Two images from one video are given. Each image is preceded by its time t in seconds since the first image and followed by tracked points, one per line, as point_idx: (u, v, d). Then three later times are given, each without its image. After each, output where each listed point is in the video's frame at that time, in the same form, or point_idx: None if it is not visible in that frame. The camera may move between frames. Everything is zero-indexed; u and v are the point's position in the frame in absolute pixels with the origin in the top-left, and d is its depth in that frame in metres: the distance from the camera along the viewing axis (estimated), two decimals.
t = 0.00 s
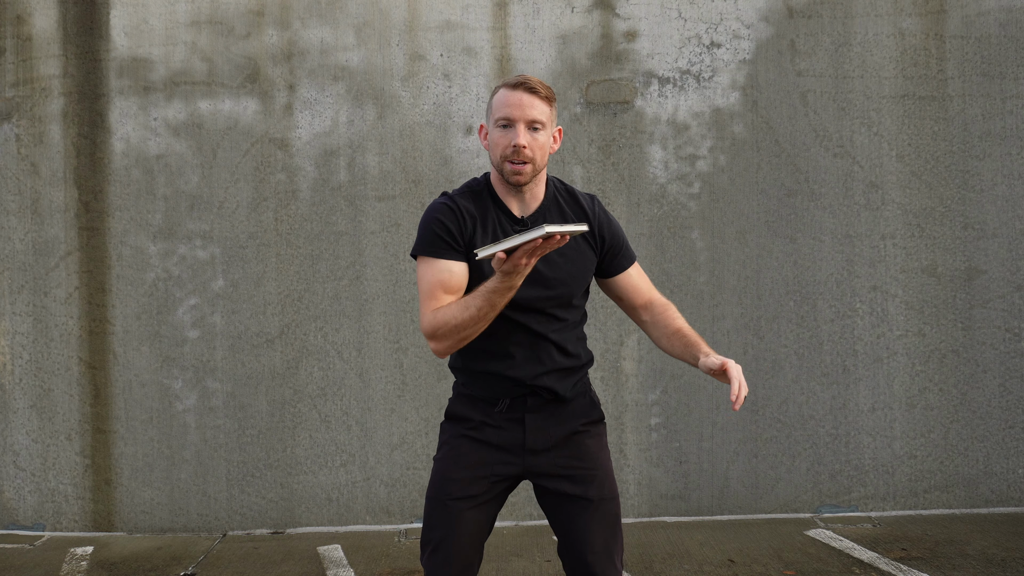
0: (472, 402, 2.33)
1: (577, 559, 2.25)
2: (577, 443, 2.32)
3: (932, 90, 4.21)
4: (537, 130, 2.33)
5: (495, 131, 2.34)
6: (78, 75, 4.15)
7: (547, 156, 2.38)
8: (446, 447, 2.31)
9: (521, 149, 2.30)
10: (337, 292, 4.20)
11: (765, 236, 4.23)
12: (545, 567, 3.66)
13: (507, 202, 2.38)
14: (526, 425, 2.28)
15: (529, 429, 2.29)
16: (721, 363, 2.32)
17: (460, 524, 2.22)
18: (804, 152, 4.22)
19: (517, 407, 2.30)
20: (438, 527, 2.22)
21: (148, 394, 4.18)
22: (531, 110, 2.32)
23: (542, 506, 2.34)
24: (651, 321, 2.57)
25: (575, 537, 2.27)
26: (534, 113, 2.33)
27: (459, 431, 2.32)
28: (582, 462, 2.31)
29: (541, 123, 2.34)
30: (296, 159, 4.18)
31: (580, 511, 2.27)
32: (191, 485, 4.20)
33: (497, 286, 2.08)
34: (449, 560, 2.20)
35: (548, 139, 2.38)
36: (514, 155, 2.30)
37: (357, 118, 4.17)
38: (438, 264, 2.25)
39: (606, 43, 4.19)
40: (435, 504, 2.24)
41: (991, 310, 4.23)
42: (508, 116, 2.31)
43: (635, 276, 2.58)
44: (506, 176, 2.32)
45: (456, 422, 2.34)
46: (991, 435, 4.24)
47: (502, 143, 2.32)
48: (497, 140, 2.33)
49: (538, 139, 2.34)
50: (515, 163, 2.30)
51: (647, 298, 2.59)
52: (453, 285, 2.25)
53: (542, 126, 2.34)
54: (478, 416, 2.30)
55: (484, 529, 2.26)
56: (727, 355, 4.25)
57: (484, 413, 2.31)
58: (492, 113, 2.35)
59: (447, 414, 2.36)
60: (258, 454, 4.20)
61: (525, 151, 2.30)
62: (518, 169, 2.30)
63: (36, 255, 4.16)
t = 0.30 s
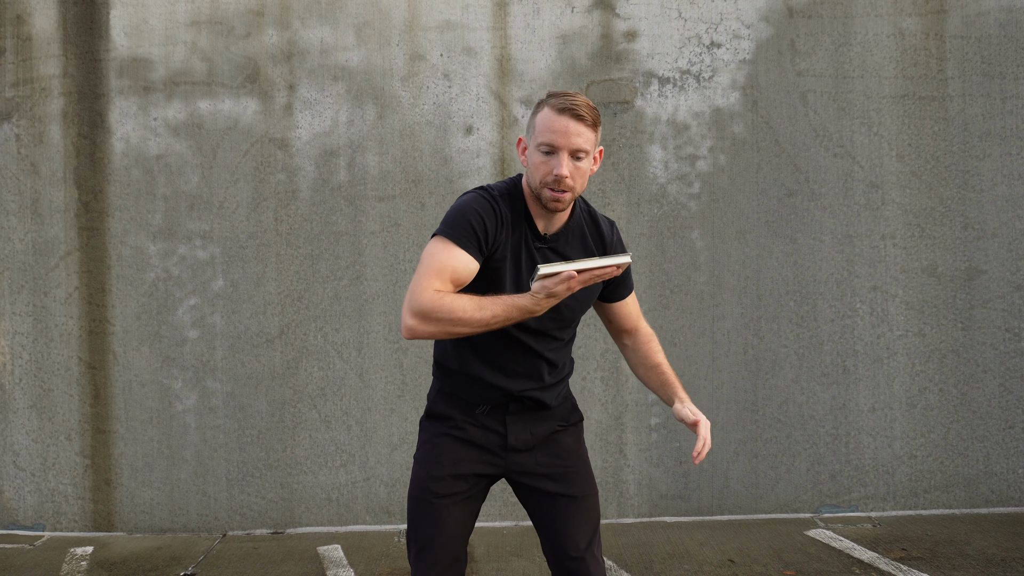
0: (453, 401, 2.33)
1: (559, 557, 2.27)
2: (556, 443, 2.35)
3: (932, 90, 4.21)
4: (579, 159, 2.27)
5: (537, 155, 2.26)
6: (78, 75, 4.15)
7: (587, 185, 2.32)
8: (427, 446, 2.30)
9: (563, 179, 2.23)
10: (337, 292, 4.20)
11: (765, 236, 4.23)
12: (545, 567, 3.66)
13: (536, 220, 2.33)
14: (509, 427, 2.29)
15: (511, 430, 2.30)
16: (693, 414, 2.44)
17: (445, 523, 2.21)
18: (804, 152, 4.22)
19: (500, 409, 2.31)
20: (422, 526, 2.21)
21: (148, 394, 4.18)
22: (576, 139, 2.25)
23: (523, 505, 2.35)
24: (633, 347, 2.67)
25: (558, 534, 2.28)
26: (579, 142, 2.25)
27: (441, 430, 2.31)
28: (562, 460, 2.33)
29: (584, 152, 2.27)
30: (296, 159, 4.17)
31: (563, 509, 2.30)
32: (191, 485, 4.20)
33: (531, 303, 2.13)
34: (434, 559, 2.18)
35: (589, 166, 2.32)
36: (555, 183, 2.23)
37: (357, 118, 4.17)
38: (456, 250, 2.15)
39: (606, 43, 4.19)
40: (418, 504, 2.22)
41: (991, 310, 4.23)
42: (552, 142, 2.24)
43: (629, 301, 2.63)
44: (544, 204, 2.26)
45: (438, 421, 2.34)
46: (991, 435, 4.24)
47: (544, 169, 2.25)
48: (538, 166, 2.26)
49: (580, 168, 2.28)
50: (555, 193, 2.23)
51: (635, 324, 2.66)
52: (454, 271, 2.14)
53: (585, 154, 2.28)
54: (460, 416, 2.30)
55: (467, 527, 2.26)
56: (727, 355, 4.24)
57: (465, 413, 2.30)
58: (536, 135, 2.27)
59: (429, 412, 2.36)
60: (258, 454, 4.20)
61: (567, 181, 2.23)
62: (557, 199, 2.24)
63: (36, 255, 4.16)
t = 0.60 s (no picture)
0: (445, 401, 2.31)
1: (549, 558, 2.29)
2: (545, 444, 2.35)
3: (932, 90, 4.21)
4: (636, 210, 2.16)
5: (595, 195, 2.15)
6: (78, 75, 4.15)
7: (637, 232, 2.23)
8: (419, 446, 2.29)
9: (617, 227, 2.13)
10: (337, 292, 4.20)
11: (765, 236, 4.23)
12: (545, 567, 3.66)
13: (578, 252, 2.25)
14: (498, 429, 2.28)
15: (501, 432, 2.28)
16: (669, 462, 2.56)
17: (437, 524, 2.22)
18: (804, 152, 4.22)
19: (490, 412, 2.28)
20: (415, 527, 2.22)
21: (148, 394, 4.18)
22: (639, 189, 2.13)
23: (512, 505, 2.37)
24: (617, 376, 2.68)
25: (547, 535, 2.30)
26: (643, 193, 2.13)
27: (432, 431, 2.30)
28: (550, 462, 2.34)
29: (643, 203, 2.16)
30: (296, 159, 4.18)
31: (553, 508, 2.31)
32: (191, 485, 4.20)
33: (578, 343, 2.09)
34: (428, 560, 2.20)
35: (644, 216, 2.21)
36: (608, 228, 2.13)
37: (357, 118, 4.17)
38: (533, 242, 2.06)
39: (606, 43, 4.19)
40: (412, 505, 2.24)
41: (991, 310, 4.23)
42: (614, 186, 2.12)
43: (625, 337, 2.59)
44: (592, 245, 2.17)
45: (428, 420, 2.33)
46: (991, 435, 4.24)
47: (599, 211, 2.14)
48: (594, 205, 2.15)
49: (634, 217, 2.18)
50: (606, 238, 2.14)
51: (625, 355, 2.65)
52: (525, 262, 2.00)
53: (644, 206, 2.16)
54: (453, 417, 2.29)
55: (459, 527, 2.27)
56: (727, 355, 4.24)
57: (457, 415, 2.29)
58: (598, 174, 2.15)
59: (420, 411, 2.35)
60: (258, 454, 4.20)
61: (620, 230, 2.13)
62: (606, 245, 2.15)
63: (36, 255, 4.16)
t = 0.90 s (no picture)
0: (440, 402, 2.30)
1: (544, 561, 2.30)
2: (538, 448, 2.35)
3: (932, 90, 4.21)
4: (685, 249, 2.07)
5: (650, 225, 2.06)
6: (78, 75, 4.15)
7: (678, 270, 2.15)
8: (413, 448, 2.29)
9: (664, 261, 2.04)
10: (337, 292, 4.20)
11: (765, 235, 4.23)
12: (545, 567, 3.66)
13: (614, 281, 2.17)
14: (490, 432, 2.27)
15: (494, 435, 2.27)
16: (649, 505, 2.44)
17: (431, 526, 2.23)
18: (804, 152, 4.22)
19: (483, 415, 2.27)
20: (409, 529, 2.23)
21: (148, 394, 4.18)
22: (693, 229, 2.05)
23: (507, 507, 2.37)
24: (609, 422, 2.66)
25: (542, 538, 2.31)
26: (696, 235, 2.06)
27: (426, 432, 2.30)
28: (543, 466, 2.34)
29: (693, 244, 2.08)
30: (296, 159, 4.17)
31: (545, 511, 2.31)
32: (191, 485, 4.20)
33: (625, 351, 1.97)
34: (423, 561, 2.21)
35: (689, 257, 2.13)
36: (656, 260, 2.04)
37: (357, 118, 4.17)
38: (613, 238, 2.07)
39: (606, 43, 4.19)
40: (406, 507, 2.24)
41: (991, 310, 4.23)
42: (671, 221, 2.03)
43: (625, 382, 2.60)
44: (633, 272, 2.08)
45: (422, 421, 2.33)
46: (991, 435, 4.24)
47: (649, 240, 2.05)
48: (645, 233, 2.06)
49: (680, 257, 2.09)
50: (650, 268, 2.06)
51: (621, 402, 2.65)
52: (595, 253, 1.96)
53: (693, 247, 2.09)
54: (447, 419, 2.28)
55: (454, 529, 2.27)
56: (727, 354, 4.24)
57: (450, 417, 2.28)
58: (658, 205, 2.06)
59: (414, 411, 2.34)
60: (258, 454, 4.20)
61: (666, 265, 2.04)
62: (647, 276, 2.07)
63: (36, 255, 4.16)
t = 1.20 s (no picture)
0: (432, 401, 2.28)
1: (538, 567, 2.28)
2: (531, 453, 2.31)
3: (932, 90, 4.21)
4: (702, 258, 2.05)
5: (670, 230, 2.07)
6: (78, 75, 4.15)
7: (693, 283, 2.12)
8: (405, 448, 2.29)
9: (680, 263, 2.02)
10: (337, 292, 4.20)
11: (765, 235, 4.23)
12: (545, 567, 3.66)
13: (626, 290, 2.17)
14: (480, 433, 2.24)
15: (484, 437, 2.24)
16: (619, 530, 2.20)
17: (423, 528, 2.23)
18: (804, 152, 4.22)
19: (474, 416, 2.24)
20: (401, 530, 2.24)
21: (148, 394, 4.18)
22: (712, 237, 2.04)
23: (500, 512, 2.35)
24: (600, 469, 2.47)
25: (535, 544, 2.29)
26: (714, 245, 2.04)
27: (418, 432, 2.29)
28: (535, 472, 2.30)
29: (711, 254, 2.05)
30: (296, 159, 4.18)
31: (539, 515, 2.29)
32: (191, 485, 4.20)
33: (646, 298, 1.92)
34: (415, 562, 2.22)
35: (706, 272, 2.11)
36: (673, 261, 2.04)
37: (357, 118, 4.17)
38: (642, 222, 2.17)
39: (606, 43, 4.19)
40: (398, 508, 2.24)
41: (991, 310, 4.23)
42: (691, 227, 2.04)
43: (624, 425, 2.47)
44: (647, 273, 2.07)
45: (415, 421, 2.32)
46: (991, 435, 4.24)
47: (666, 243, 2.05)
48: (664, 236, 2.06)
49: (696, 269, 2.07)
50: (665, 270, 2.04)
51: (616, 449, 2.48)
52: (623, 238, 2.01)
53: (711, 260, 2.07)
54: (438, 419, 2.27)
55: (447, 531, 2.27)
56: (727, 354, 4.24)
57: (441, 417, 2.26)
58: (680, 214, 2.08)
59: (408, 410, 2.34)
60: (258, 454, 4.20)
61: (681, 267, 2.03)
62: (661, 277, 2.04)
63: (36, 255, 4.16)
